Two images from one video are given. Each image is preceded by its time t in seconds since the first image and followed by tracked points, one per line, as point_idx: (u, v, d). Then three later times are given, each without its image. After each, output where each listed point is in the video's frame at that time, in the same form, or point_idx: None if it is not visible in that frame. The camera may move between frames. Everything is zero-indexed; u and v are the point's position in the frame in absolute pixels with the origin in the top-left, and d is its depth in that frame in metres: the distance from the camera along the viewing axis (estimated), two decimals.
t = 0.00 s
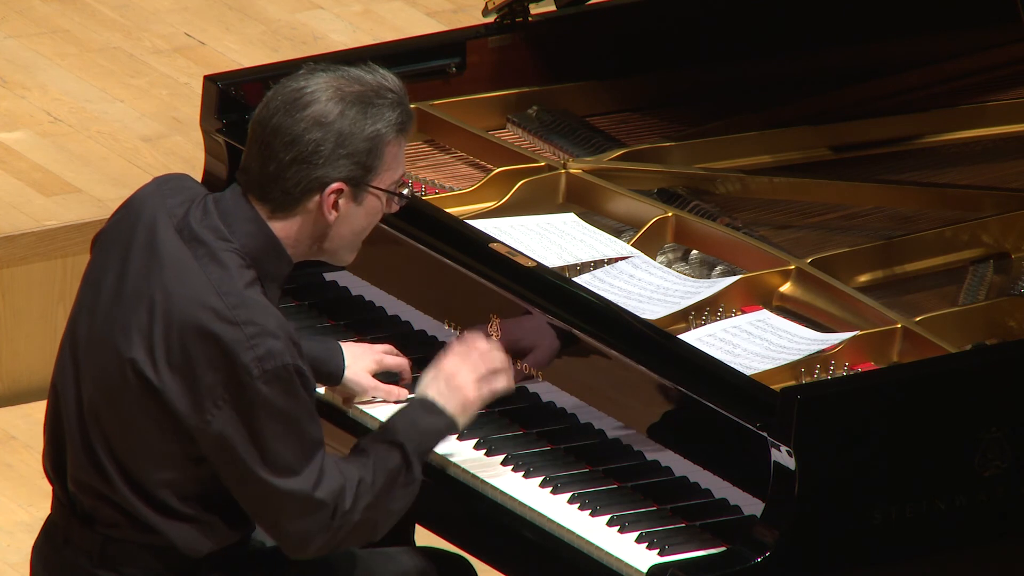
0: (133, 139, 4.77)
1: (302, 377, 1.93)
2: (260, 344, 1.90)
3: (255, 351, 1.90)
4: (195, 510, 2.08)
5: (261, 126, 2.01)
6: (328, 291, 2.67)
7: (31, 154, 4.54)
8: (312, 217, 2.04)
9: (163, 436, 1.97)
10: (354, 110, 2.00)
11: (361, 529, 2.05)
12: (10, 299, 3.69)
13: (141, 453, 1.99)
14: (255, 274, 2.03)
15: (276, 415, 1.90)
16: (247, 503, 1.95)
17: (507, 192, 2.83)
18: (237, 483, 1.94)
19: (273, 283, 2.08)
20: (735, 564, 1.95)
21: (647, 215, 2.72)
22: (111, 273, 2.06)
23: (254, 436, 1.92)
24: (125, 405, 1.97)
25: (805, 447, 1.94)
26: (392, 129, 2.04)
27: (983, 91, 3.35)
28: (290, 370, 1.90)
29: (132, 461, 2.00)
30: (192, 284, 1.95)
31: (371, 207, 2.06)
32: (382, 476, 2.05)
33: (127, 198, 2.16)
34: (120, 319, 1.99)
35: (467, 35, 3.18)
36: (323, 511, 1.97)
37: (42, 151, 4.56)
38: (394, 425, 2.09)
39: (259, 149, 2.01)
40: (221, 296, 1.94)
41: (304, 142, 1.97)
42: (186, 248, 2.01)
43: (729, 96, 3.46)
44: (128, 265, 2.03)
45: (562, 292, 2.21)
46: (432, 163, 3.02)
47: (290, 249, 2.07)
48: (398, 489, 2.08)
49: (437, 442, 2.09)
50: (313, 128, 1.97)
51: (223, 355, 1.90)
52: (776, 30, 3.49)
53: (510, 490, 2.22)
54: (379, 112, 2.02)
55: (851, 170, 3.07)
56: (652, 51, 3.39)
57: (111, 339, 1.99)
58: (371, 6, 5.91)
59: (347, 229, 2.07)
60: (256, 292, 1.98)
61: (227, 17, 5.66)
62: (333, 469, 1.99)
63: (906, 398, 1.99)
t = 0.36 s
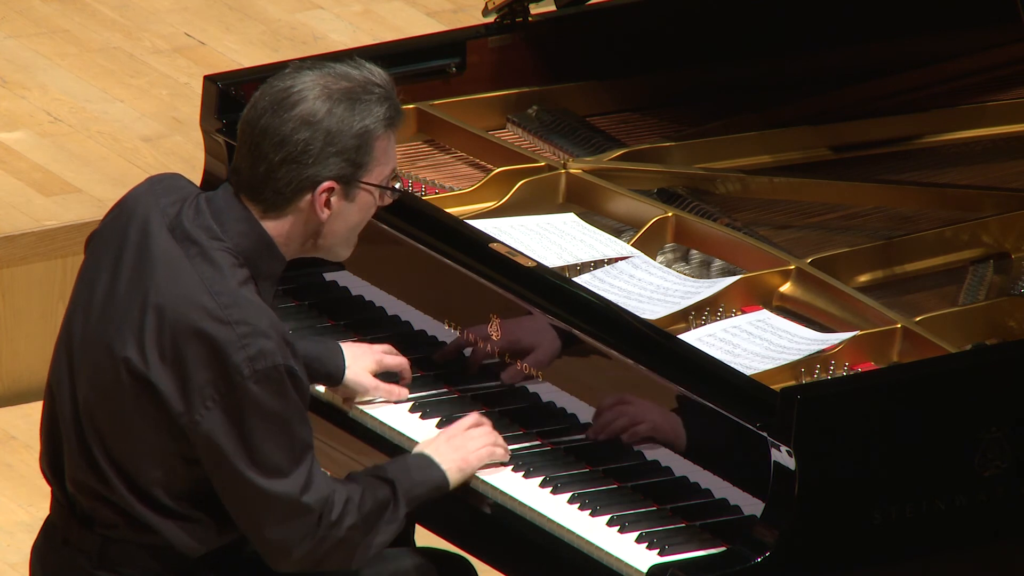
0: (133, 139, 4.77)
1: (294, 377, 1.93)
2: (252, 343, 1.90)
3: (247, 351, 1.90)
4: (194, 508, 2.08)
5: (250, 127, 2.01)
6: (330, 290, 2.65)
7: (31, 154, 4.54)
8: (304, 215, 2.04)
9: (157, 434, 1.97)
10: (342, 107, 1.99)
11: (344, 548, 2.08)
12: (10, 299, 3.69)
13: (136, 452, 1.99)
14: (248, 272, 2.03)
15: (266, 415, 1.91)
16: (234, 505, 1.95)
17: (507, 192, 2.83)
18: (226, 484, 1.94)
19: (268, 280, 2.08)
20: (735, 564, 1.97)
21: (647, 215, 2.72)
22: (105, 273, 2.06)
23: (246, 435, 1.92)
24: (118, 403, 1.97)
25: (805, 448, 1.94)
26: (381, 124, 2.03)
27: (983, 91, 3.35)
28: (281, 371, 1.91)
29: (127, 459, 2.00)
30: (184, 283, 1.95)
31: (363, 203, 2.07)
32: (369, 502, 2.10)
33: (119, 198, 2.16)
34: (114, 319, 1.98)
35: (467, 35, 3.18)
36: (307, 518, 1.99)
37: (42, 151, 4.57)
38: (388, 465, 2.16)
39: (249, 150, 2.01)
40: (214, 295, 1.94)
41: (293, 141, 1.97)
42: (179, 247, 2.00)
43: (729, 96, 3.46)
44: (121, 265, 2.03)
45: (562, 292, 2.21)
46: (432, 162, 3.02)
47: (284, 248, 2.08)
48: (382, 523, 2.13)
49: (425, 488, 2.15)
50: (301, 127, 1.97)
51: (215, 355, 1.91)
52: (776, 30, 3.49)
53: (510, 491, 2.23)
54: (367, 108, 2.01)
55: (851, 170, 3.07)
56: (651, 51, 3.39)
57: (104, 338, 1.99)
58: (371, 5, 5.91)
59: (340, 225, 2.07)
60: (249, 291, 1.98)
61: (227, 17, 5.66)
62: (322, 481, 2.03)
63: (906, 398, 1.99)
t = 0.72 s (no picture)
0: (133, 139, 4.77)
1: (285, 379, 1.93)
2: (242, 345, 1.90)
3: (237, 353, 1.90)
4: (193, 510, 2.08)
5: (242, 129, 2.01)
6: (330, 289, 2.65)
7: (31, 154, 4.54)
8: (296, 218, 2.04)
9: (153, 435, 1.97)
10: (335, 110, 1.99)
11: (339, 545, 2.08)
12: (10, 299, 3.69)
13: (131, 454, 1.99)
14: (239, 274, 2.02)
15: (257, 416, 1.91)
16: (227, 504, 1.96)
17: (507, 192, 2.83)
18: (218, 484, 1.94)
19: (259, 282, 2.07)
20: (735, 565, 1.97)
21: (647, 215, 2.72)
22: (98, 274, 2.06)
23: (237, 437, 1.92)
24: (112, 404, 1.97)
25: (805, 448, 1.94)
26: (374, 125, 2.03)
27: (984, 91, 3.35)
28: (271, 373, 1.91)
29: (123, 461, 2.00)
30: (174, 285, 1.95)
31: (356, 204, 2.06)
32: (363, 498, 2.10)
33: (114, 200, 2.16)
34: (106, 320, 1.98)
35: (467, 35, 3.18)
36: (301, 516, 2.00)
37: (42, 151, 4.57)
38: (381, 463, 2.17)
39: (241, 153, 2.01)
40: (204, 297, 1.93)
41: (286, 144, 1.96)
42: (169, 248, 2.00)
43: (729, 96, 3.46)
44: (113, 266, 2.03)
45: (562, 292, 2.21)
46: (432, 162, 3.02)
47: (276, 250, 2.08)
48: (375, 521, 2.14)
49: (420, 485, 2.15)
50: (294, 130, 1.97)
51: (205, 357, 1.90)
52: (776, 30, 3.49)
53: (509, 490, 2.23)
54: (360, 110, 2.01)
55: (851, 170, 3.07)
56: (652, 51, 3.39)
57: (97, 339, 1.99)
58: (371, 6, 5.91)
59: (332, 226, 2.07)
60: (240, 292, 1.97)
61: (227, 17, 5.66)
62: (315, 478, 2.03)
63: (905, 398, 1.99)
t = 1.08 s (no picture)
0: (133, 139, 4.78)
1: (284, 377, 1.92)
2: (238, 345, 1.90)
3: (234, 352, 1.90)
4: (191, 509, 2.08)
5: (237, 131, 2.00)
6: (330, 290, 2.66)
7: (31, 154, 4.54)
8: (292, 220, 2.03)
9: (151, 436, 1.97)
10: (331, 112, 1.98)
11: (359, 517, 2.06)
12: (10, 299, 3.68)
13: (129, 456, 1.99)
14: (235, 275, 2.02)
15: (256, 414, 1.91)
16: (240, 497, 1.96)
17: (507, 192, 2.83)
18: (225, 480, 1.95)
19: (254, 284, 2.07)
20: (735, 564, 1.96)
21: (647, 215, 2.72)
22: (93, 275, 2.06)
23: (236, 437, 1.92)
24: (110, 406, 1.97)
25: (805, 448, 1.94)
26: (371, 127, 2.03)
27: (984, 91, 3.35)
28: (270, 371, 1.90)
29: (121, 462, 2.00)
30: (169, 286, 1.95)
31: (353, 204, 2.06)
32: (376, 463, 2.06)
33: (108, 200, 2.16)
34: (101, 322, 1.99)
35: (467, 35, 3.18)
36: (314, 502, 1.98)
37: (42, 151, 4.57)
38: (390, 413, 2.11)
39: (237, 155, 2.00)
40: (199, 298, 1.93)
41: (282, 148, 1.96)
42: (163, 250, 2.00)
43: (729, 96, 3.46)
44: (108, 269, 2.03)
45: (563, 292, 2.21)
46: (432, 162, 3.01)
47: (273, 249, 2.07)
48: (393, 476, 2.09)
49: (431, 430, 2.11)
50: (291, 133, 1.96)
51: (201, 358, 1.90)
52: (776, 30, 3.49)
53: (509, 490, 2.21)
54: (357, 112, 2.01)
55: (851, 169, 3.07)
56: (652, 51, 3.39)
57: (93, 341, 1.99)
58: (371, 6, 5.91)
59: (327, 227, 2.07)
60: (235, 294, 1.97)
61: (227, 17, 5.66)
62: (323, 460, 2.00)
63: (906, 398, 1.99)
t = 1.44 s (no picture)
0: (133, 139, 4.78)
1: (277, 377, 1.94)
2: (234, 347, 1.90)
3: (230, 354, 1.90)
4: (191, 509, 2.08)
5: (231, 134, 2.00)
6: (330, 290, 2.66)
7: (31, 154, 4.54)
8: (287, 221, 2.04)
9: (149, 436, 1.97)
10: (325, 115, 1.99)
11: (348, 508, 2.08)
12: (10, 299, 3.68)
13: (126, 456, 1.99)
14: (229, 275, 2.02)
15: (252, 414, 1.92)
16: (239, 497, 1.97)
17: (507, 192, 2.83)
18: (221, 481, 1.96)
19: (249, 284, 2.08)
20: (735, 564, 1.96)
21: (647, 215, 2.72)
22: (89, 277, 2.06)
23: (233, 438, 1.93)
24: (107, 408, 1.97)
25: (805, 448, 1.94)
26: (364, 128, 2.03)
27: (984, 90, 3.35)
28: (265, 371, 1.91)
29: (119, 463, 2.00)
30: (164, 287, 1.95)
31: (347, 206, 2.07)
32: (365, 453, 2.08)
33: (103, 201, 2.16)
34: (97, 324, 1.99)
35: (467, 35, 3.18)
36: (306, 500, 2.00)
37: (42, 151, 4.57)
38: (374, 398, 2.12)
39: (231, 158, 2.01)
40: (194, 300, 1.93)
41: (276, 151, 1.96)
42: (158, 251, 2.00)
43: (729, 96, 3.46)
44: (103, 271, 2.03)
45: (562, 292, 2.21)
46: (432, 162, 3.01)
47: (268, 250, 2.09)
48: (382, 462, 2.10)
49: (417, 407, 2.13)
50: (284, 136, 1.97)
51: (197, 360, 1.90)
52: (776, 30, 3.49)
53: (509, 490, 2.21)
54: (350, 114, 2.01)
55: (851, 169, 3.07)
56: (652, 51, 3.39)
57: (89, 341, 1.99)
58: (371, 6, 5.91)
59: (323, 227, 2.07)
60: (229, 295, 1.97)
61: (227, 17, 5.66)
62: (315, 458, 2.02)
63: (906, 398, 1.99)
